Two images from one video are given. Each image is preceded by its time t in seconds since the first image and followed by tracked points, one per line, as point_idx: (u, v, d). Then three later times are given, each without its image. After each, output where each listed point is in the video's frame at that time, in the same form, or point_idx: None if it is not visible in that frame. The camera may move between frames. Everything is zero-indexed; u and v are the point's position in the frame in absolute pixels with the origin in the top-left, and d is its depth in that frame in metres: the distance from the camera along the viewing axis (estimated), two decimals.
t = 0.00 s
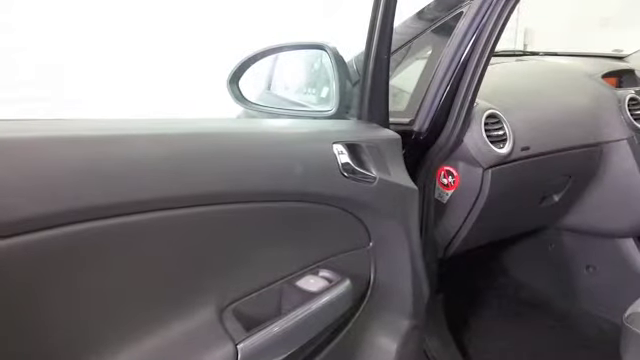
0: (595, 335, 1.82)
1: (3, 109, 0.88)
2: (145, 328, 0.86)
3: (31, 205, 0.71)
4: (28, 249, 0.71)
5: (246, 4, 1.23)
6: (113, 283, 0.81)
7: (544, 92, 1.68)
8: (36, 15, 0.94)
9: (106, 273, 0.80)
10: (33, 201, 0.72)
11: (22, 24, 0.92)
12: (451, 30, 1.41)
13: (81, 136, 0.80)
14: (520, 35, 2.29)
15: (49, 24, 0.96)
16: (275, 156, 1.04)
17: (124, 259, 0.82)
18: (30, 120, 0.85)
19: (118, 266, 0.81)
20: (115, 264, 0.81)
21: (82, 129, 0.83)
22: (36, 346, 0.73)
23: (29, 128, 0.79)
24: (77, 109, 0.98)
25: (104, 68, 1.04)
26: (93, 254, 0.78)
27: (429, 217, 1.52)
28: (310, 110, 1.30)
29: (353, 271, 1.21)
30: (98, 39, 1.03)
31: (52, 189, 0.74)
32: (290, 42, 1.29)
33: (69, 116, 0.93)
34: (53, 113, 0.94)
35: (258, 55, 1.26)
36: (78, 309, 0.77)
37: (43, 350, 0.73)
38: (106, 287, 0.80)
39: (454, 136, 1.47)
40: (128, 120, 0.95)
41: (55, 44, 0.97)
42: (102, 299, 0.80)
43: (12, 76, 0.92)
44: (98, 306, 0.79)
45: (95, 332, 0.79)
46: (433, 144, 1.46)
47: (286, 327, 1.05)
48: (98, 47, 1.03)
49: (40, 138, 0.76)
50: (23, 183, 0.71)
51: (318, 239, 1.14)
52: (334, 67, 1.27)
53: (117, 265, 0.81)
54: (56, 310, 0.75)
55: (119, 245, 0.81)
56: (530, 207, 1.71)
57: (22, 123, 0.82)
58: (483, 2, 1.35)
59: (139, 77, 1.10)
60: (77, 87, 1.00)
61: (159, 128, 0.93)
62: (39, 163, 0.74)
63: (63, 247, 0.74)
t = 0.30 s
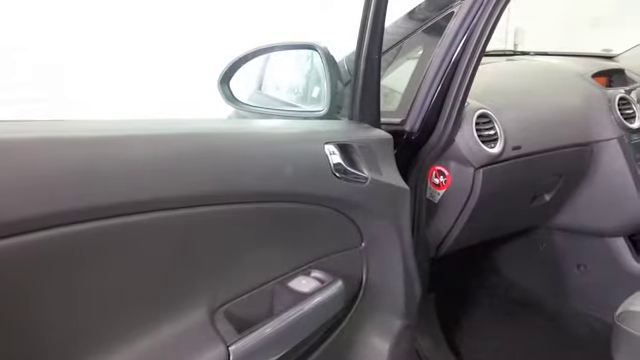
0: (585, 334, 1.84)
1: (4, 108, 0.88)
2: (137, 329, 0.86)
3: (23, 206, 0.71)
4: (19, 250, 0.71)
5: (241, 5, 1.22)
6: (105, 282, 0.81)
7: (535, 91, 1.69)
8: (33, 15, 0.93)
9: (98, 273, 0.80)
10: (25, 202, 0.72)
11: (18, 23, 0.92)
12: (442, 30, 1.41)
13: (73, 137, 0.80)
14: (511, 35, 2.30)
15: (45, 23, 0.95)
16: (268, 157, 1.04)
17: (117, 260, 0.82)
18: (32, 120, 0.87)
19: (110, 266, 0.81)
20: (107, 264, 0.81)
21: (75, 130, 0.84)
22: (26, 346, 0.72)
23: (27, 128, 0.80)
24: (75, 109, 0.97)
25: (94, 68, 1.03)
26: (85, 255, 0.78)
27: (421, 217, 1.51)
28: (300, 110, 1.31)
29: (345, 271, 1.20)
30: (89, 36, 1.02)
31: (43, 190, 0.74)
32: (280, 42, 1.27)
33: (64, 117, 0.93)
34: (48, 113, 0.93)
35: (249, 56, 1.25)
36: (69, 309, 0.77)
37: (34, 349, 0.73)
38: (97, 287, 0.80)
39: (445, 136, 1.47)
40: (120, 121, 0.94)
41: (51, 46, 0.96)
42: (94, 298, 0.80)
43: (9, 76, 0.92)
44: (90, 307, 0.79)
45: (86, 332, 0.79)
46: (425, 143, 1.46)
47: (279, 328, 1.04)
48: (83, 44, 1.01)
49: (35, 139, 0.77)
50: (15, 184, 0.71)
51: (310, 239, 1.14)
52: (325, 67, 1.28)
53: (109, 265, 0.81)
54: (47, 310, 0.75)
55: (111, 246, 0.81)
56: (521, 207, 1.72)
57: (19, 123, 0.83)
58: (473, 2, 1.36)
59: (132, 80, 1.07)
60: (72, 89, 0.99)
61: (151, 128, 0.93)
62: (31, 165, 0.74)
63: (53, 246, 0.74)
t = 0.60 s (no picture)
0: (576, 333, 1.85)
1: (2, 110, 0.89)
2: (133, 329, 0.86)
3: (21, 207, 0.71)
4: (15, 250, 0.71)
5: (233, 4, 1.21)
6: (102, 283, 0.80)
7: (525, 91, 1.69)
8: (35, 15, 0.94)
9: (95, 273, 0.80)
10: (22, 204, 0.72)
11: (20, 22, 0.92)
12: (433, 30, 1.41)
13: (68, 138, 0.80)
14: (501, 35, 2.31)
15: (51, 24, 0.96)
16: (260, 157, 1.04)
17: (114, 260, 0.82)
18: (31, 122, 0.87)
19: (107, 266, 0.81)
20: (104, 265, 0.81)
21: (70, 130, 0.83)
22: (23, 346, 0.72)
23: (25, 130, 0.80)
24: (74, 110, 0.97)
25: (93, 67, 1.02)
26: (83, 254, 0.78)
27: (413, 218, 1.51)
28: (292, 110, 1.31)
29: (337, 272, 1.20)
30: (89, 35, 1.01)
31: (40, 191, 0.74)
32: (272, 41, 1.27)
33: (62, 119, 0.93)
34: (52, 113, 0.95)
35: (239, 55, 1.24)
36: (66, 310, 0.77)
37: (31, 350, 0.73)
38: (94, 287, 0.80)
39: (437, 136, 1.47)
40: (116, 122, 0.94)
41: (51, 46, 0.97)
42: (92, 299, 0.80)
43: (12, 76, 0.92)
44: (83, 307, 0.79)
45: (82, 333, 0.79)
46: (416, 143, 1.46)
47: (271, 329, 1.04)
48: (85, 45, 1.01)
49: (34, 140, 0.77)
50: (8, 184, 0.71)
51: (302, 239, 1.13)
52: (316, 67, 1.28)
53: (106, 265, 0.81)
54: (44, 309, 0.75)
55: (108, 246, 0.81)
56: (512, 206, 1.72)
57: (18, 124, 0.84)
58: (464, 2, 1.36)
59: (131, 78, 1.07)
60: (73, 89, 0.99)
61: (145, 129, 0.92)
62: (29, 166, 0.74)
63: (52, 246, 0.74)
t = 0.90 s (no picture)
0: (566, 331, 1.86)
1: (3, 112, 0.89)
2: (130, 327, 0.87)
3: (11, 209, 0.70)
4: (9, 252, 0.70)
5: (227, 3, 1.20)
6: (94, 283, 0.80)
7: (516, 91, 1.69)
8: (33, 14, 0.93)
9: (87, 274, 0.79)
10: (12, 205, 0.71)
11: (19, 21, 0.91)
12: (423, 30, 1.41)
13: (57, 138, 0.79)
14: (491, 34, 2.31)
15: (52, 25, 0.96)
16: (251, 158, 1.03)
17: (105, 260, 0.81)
18: (29, 123, 0.87)
19: (98, 266, 0.80)
20: (96, 265, 0.80)
21: (61, 131, 0.82)
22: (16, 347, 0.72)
23: (25, 130, 0.80)
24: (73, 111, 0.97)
25: (97, 69, 1.03)
26: (74, 255, 0.77)
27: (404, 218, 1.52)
28: (283, 110, 1.31)
29: (329, 272, 1.20)
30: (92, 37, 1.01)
31: (29, 193, 0.72)
32: (263, 41, 1.27)
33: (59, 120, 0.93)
34: (51, 114, 0.95)
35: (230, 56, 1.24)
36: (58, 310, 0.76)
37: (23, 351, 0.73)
38: (86, 287, 0.79)
39: (427, 135, 1.47)
40: (108, 123, 0.94)
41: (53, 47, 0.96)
42: (90, 299, 0.80)
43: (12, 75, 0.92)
44: (81, 306, 0.79)
45: (75, 333, 0.79)
46: (407, 144, 1.46)
47: (263, 330, 1.03)
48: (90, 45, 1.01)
49: (25, 141, 0.76)
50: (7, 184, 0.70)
51: (294, 239, 1.13)
52: (308, 68, 1.28)
53: (98, 265, 0.80)
54: (38, 309, 0.74)
55: (99, 246, 0.80)
56: (503, 205, 1.73)
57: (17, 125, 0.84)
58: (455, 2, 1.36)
59: (140, 77, 1.09)
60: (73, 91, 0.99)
61: (135, 130, 0.91)
62: (18, 168, 0.73)
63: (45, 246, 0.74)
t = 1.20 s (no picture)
0: (557, 330, 1.87)
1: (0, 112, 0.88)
2: (121, 329, 0.86)
3: (8, 210, 0.70)
4: (9, 252, 0.70)
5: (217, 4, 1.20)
6: (88, 283, 0.80)
7: (507, 91, 1.69)
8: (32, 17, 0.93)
9: (84, 273, 0.80)
10: (8, 207, 0.70)
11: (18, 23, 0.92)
12: (415, 31, 1.41)
13: (50, 140, 0.79)
14: (482, 34, 2.31)
15: (49, 25, 0.96)
16: (243, 159, 1.03)
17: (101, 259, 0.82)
18: (23, 124, 0.86)
19: (93, 266, 0.81)
20: (92, 267, 0.80)
21: (53, 132, 0.82)
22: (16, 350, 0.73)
23: (17, 131, 0.79)
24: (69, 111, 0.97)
25: (95, 70, 1.03)
26: (70, 256, 0.77)
27: (397, 218, 1.52)
28: (275, 110, 1.30)
29: (322, 272, 1.20)
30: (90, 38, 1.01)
31: (24, 194, 0.72)
32: (255, 41, 1.26)
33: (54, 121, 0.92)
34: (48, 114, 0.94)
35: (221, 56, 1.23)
36: (58, 311, 0.77)
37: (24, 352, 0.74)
38: (81, 288, 0.79)
39: (419, 136, 1.47)
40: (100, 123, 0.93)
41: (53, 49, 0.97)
42: (83, 299, 0.80)
43: (13, 76, 0.93)
44: (74, 306, 0.79)
45: (73, 332, 0.80)
46: (399, 144, 1.46)
47: (256, 331, 1.03)
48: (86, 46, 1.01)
49: (19, 142, 0.75)
50: None
51: (286, 240, 1.13)
52: (299, 67, 1.28)
53: (93, 265, 0.81)
54: (33, 309, 0.74)
55: (94, 247, 0.80)
56: (495, 206, 1.73)
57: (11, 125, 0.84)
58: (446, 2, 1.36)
59: (136, 77, 1.09)
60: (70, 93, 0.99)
61: (127, 130, 0.91)
62: (12, 169, 0.72)
63: (44, 246, 0.74)
